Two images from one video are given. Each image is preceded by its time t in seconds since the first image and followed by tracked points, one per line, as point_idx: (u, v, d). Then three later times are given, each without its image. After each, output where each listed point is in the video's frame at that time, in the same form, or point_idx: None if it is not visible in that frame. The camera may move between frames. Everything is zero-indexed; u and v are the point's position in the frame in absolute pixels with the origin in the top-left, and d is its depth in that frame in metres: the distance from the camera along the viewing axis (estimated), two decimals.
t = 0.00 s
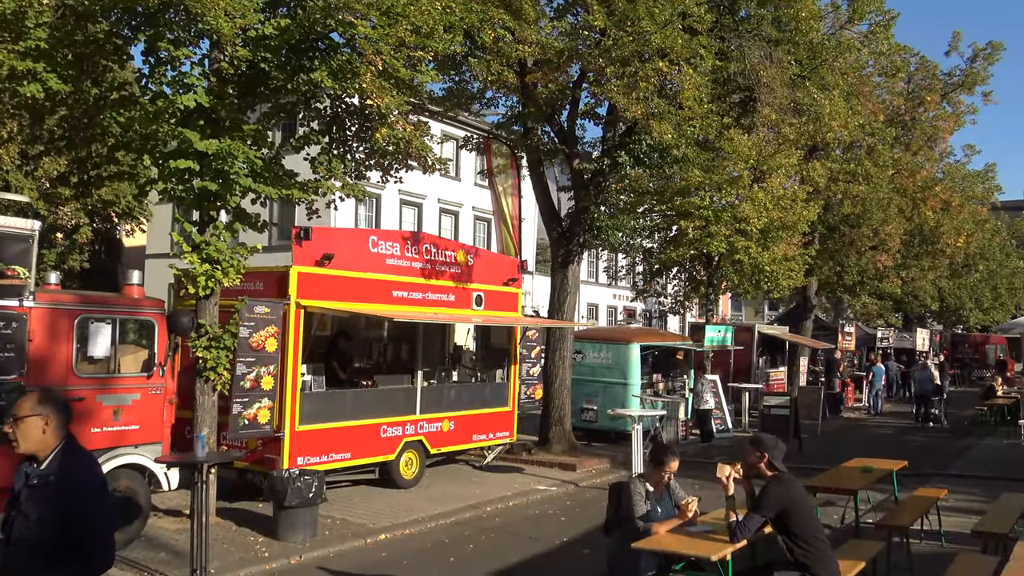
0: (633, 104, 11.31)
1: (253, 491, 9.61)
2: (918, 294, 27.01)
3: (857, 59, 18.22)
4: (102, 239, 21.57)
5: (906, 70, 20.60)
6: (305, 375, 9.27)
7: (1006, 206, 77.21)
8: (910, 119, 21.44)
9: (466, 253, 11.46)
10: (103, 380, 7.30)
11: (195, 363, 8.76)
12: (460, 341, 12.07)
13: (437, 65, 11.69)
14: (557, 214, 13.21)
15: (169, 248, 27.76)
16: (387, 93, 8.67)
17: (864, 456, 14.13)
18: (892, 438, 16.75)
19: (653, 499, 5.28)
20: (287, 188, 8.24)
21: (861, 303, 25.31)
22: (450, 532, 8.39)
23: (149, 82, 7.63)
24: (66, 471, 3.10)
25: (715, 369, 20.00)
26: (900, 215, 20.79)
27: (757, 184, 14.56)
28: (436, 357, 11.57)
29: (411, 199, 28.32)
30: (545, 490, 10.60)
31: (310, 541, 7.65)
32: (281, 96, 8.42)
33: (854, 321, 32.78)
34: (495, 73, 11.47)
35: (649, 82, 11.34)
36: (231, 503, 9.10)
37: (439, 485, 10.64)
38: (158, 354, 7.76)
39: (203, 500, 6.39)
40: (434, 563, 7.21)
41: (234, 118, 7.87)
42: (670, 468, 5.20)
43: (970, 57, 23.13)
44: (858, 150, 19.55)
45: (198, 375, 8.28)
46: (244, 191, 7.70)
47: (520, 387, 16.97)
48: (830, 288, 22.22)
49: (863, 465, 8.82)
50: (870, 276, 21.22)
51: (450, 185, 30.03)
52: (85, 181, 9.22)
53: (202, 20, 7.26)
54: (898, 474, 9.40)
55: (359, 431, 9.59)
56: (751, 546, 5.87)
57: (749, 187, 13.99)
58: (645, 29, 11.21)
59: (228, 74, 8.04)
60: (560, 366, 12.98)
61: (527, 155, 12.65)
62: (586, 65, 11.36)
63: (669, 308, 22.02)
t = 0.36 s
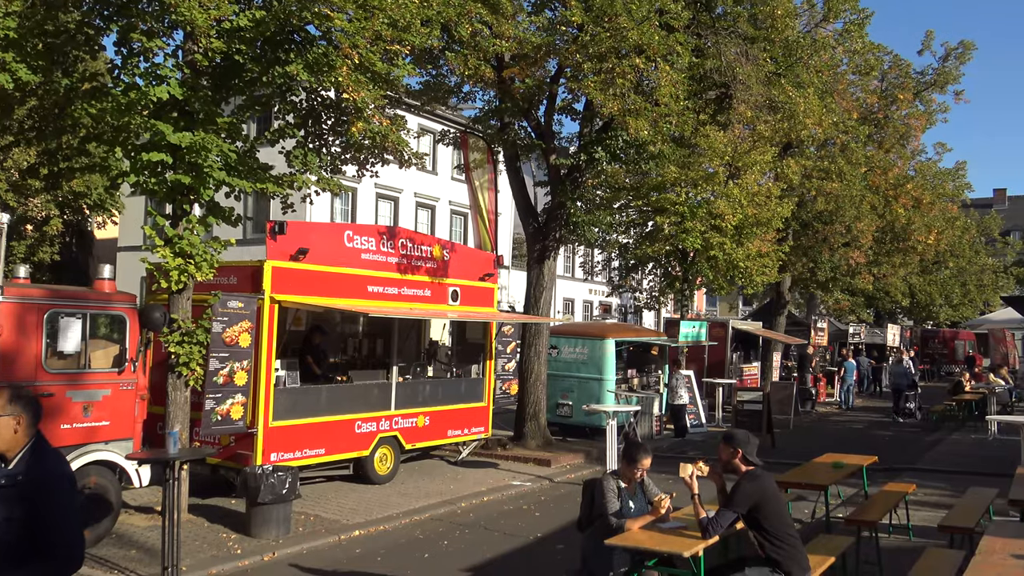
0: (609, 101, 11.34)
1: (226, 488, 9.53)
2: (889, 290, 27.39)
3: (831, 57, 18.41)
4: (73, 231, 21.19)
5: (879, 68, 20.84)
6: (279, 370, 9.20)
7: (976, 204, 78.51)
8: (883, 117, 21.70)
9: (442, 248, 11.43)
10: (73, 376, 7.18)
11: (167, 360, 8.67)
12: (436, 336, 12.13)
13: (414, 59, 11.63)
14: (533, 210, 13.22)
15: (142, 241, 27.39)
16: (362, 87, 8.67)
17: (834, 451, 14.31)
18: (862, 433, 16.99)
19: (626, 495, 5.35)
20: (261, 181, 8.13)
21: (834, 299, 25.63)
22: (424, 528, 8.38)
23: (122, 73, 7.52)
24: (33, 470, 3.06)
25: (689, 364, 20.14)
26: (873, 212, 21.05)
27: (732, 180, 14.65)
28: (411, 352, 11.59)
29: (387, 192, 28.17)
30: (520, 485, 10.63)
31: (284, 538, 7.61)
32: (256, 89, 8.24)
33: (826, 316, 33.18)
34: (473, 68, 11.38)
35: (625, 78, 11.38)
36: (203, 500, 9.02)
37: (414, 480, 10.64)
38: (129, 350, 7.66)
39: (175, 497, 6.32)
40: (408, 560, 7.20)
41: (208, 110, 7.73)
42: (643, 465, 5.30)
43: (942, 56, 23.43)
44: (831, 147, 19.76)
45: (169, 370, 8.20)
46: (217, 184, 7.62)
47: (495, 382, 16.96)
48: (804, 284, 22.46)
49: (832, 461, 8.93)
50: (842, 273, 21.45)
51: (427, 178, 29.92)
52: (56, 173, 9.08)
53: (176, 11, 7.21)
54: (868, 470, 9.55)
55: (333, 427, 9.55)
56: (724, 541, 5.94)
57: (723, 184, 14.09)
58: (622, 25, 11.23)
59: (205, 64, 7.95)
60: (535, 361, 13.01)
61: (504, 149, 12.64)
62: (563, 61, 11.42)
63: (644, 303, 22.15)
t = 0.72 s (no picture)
0: (568, 109, 11.46)
1: (176, 498, 9.34)
2: (840, 299, 28.02)
3: (785, 69, 18.82)
4: (20, 235, 20.30)
5: (831, 81, 21.37)
6: (233, 378, 9.05)
7: (925, 216, 80.68)
8: (834, 129, 22.23)
9: (399, 254, 11.39)
10: (18, 384, 6.97)
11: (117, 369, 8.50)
12: (392, 343, 12.07)
13: (372, 64, 11.57)
14: (491, 217, 13.27)
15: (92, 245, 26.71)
16: (320, 93, 8.66)
17: (786, 457, 14.57)
18: (813, 440, 17.33)
19: (583, 504, 5.38)
20: (215, 186, 7.97)
21: (786, 308, 26.14)
22: (378, 538, 8.31)
23: (72, 74, 7.35)
24: None
25: (646, 372, 20.34)
26: (824, 222, 21.52)
27: (688, 190, 14.85)
28: (367, 359, 11.56)
29: (345, 198, 27.93)
30: (476, 493, 10.61)
31: (235, 549, 7.47)
32: (211, 93, 8.03)
33: (779, 324, 33.81)
34: (432, 74, 11.33)
35: (583, 87, 11.48)
36: (153, 511, 8.82)
37: (369, 489, 10.55)
38: (77, 358, 7.47)
39: (123, 508, 6.18)
40: (363, 570, 7.15)
41: (162, 113, 7.59)
42: (598, 473, 5.36)
43: (891, 70, 24.08)
44: (785, 158, 20.18)
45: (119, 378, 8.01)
46: (170, 188, 7.48)
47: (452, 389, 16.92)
48: (757, 292, 22.86)
49: (783, 468, 9.10)
50: (794, 281, 21.85)
51: (385, 184, 29.76)
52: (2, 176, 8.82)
53: (129, 13, 7.09)
54: (818, 476, 9.75)
55: (288, 435, 9.42)
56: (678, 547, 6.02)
57: (680, 193, 14.28)
58: (581, 35, 11.34)
59: (160, 68, 7.81)
60: (492, 369, 13.01)
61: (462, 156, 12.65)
62: (522, 69, 11.48)
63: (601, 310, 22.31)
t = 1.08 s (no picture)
0: (517, 111, 11.52)
1: (116, 502, 9.14)
2: (783, 300, 28.70)
3: (731, 75, 19.24)
4: None
5: (775, 87, 21.91)
6: (175, 380, 8.89)
7: (864, 220, 83.39)
8: (778, 133, 22.77)
9: (347, 254, 11.31)
10: None
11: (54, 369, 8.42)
12: (340, 344, 12.01)
13: (320, 63, 11.46)
14: (440, 217, 13.30)
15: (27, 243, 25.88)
16: (266, 90, 8.43)
17: (730, 455, 14.88)
18: (756, 438, 17.73)
19: (529, 505, 5.47)
20: (158, 183, 7.84)
21: (731, 309, 26.70)
22: (325, 540, 8.24)
23: (7, 67, 7.13)
24: None
25: (594, 372, 20.55)
26: (768, 225, 22.03)
27: (637, 192, 15.06)
28: (314, 360, 11.36)
29: (293, 196, 27.57)
30: (424, 494, 10.60)
31: (177, 553, 7.34)
32: (154, 87, 8.04)
33: (724, 324, 34.50)
34: (381, 74, 11.26)
35: (533, 89, 11.57)
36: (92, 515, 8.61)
37: (316, 491, 10.45)
38: (11, 358, 7.44)
39: (60, 514, 5.98)
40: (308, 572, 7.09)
41: (102, 108, 7.42)
42: (546, 474, 5.44)
43: (833, 77, 24.77)
44: (730, 162, 20.60)
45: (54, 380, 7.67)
46: (111, 185, 7.30)
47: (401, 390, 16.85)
48: (703, 293, 23.29)
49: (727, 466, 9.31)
50: (740, 283, 22.23)
51: (334, 182, 29.45)
52: None
53: (68, 5, 6.93)
54: (759, 475, 9.99)
55: (232, 438, 9.29)
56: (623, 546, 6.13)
57: (628, 195, 14.39)
58: (530, 37, 11.42)
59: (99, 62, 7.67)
60: (441, 369, 13.00)
61: (411, 156, 12.65)
62: (471, 70, 11.51)
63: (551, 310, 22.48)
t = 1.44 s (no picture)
0: (477, 108, 11.53)
1: (66, 503, 8.94)
2: (740, 297, 29.15)
3: (689, 74, 19.47)
4: None
5: (733, 87, 22.24)
6: (128, 378, 8.73)
7: (818, 219, 85.12)
8: (736, 133, 23.08)
9: (305, 251, 11.22)
10: None
11: None
12: (298, 341, 11.86)
13: (278, 57, 11.32)
14: (400, 214, 13.28)
15: None
16: (222, 85, 8.34)
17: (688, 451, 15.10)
18: (714, 434, 18.00)
19: (488, 503, 5.49)
20: (110, 177, 7.69)
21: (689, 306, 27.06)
22: (282, 540, 8.16)
23: None
24: None
25: (554, 369, 20.63)
26: (726, 223, 22.34)
27: (597, 190, 15.16)
28: (272, 358, 11.24)
29: (250, 191, 27.18)
30: (383, 492, 10.56)
31: (130, 554, 7.21)
32: (107, 80, 7.89)
33: (683, 322, 34.92)
34: (340, 69, 11.16)
35: (493, 86, 11.58)
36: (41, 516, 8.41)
37: (273, 490, 10.33)
38: None
39: (8, 516, 5.88)
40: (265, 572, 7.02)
41: (53, 101, 7.24)
42: (503, 472, 5.43)
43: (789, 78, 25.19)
44: (689, 161, 20.84)
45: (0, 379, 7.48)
46: (61, 180, 7.16)
47: (361, 388, 16.76)
48: (662, 291, 23.55)
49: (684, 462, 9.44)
50: (698, 281, 22.55)
51: (293, 178, 29.11)
52: None
53: None
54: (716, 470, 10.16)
55: (187, 437, 9.14)
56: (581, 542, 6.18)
57: (588, 193, 14.43)
58: (491, 35, 11.42)
59: (50, 54, 7.43)
60: (401, 367, 12.95)
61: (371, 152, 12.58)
62: (431, 67, 11.46)
63: (511, 307, 22.54)
